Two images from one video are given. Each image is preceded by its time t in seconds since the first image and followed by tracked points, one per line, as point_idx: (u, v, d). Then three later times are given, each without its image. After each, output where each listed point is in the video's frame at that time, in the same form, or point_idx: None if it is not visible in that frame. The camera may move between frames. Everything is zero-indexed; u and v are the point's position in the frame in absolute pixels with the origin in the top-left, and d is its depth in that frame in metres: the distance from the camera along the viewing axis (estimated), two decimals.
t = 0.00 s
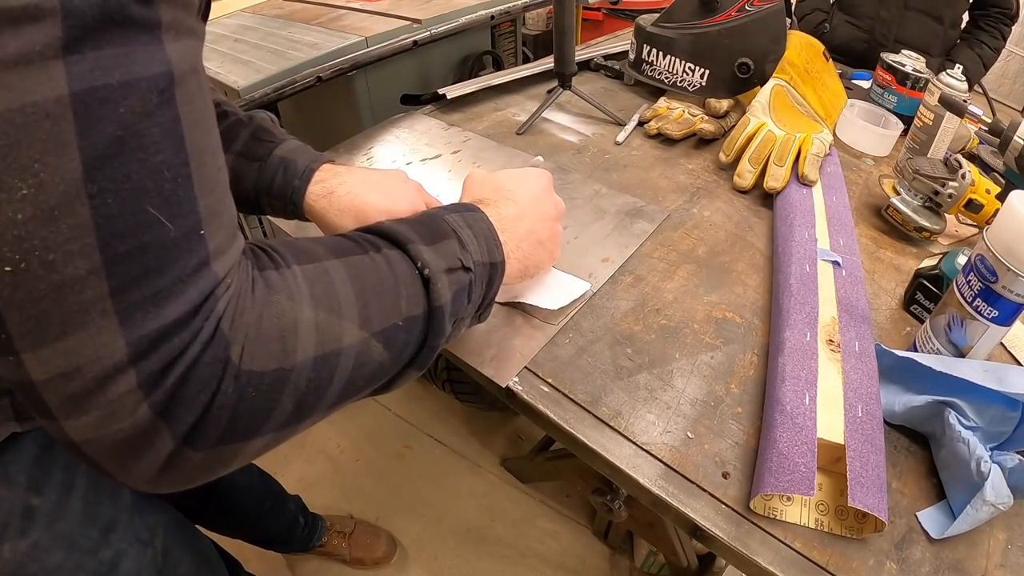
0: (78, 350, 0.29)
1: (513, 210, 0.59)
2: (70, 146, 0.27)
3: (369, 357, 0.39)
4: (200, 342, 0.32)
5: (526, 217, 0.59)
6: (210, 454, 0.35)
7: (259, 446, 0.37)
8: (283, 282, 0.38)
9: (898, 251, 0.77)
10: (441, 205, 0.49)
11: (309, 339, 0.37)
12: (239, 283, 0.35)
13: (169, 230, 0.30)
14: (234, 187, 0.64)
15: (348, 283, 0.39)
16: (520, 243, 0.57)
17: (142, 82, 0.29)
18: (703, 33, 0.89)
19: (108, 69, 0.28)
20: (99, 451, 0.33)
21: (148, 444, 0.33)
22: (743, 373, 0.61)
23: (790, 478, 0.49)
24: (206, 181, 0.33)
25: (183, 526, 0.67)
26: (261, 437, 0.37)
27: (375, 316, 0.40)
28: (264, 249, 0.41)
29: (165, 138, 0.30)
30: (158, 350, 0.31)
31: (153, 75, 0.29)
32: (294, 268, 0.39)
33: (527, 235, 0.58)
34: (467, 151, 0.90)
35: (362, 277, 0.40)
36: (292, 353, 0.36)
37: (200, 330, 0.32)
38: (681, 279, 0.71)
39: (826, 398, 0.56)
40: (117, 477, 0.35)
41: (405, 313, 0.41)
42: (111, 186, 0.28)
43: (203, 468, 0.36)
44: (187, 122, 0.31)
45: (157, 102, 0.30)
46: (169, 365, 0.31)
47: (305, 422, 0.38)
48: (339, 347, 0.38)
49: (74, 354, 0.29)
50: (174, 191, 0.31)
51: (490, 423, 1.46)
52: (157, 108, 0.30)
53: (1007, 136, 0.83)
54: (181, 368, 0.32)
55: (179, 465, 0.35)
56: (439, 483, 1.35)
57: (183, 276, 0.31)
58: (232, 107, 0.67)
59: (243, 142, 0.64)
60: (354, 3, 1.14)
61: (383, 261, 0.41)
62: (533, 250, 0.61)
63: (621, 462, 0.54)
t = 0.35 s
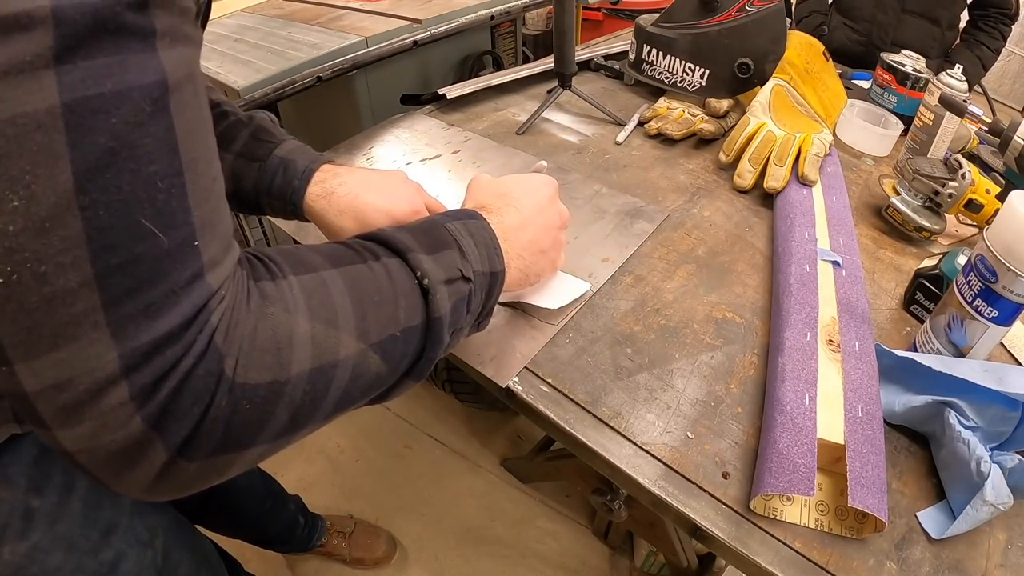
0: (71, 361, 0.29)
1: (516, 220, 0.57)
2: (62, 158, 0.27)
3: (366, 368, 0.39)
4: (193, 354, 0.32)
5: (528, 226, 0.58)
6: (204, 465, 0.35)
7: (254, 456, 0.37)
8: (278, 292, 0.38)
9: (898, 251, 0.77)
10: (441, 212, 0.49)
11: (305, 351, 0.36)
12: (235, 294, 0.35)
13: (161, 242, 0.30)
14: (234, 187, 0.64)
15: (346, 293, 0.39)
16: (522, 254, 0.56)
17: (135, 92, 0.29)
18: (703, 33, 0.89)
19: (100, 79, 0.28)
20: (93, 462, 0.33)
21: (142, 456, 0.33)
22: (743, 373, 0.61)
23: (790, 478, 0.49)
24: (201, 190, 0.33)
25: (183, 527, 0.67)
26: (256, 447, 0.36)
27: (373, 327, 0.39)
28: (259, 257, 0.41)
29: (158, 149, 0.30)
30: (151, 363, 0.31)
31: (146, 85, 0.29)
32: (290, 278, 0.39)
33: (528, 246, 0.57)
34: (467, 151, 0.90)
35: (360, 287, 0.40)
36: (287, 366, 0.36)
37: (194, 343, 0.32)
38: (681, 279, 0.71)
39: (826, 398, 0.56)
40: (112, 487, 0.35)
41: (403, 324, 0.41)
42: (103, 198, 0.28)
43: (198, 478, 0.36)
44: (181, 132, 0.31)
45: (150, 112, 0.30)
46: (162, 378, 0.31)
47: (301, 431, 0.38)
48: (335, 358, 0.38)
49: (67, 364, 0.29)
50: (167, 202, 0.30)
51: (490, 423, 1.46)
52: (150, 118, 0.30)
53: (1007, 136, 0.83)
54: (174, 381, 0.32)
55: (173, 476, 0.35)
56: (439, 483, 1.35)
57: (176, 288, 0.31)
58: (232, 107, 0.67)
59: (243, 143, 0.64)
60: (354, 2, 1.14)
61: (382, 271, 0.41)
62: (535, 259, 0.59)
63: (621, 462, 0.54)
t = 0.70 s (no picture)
0: (70, 364, 0.29)
1: (516, 217, 0.57)
2: (61, 162, 0.27)
3: (364, 368, 0.39)
4: (192, 356, 0.32)
5: (529, 224, 0.58)
6: (203, 465, 0.35)
7: (253, 456, 0.37)
8: (277, 293, 0.38)
9: (898, 251, 0.77)
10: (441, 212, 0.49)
11: (303, 352, 0.36)
12: (233, 295, 0.35)
13: (160, 245, 0.30)
14: (234, 187, 0.64)
15: (345, 294, 0.39)
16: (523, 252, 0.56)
17: (134, 96, 0.29)
18: (703, 33, 0.89)
19: (99, 83, 0.28)
20: (93, 463, 0.33)
21: (141, 456, 0.33)
22: (743, 373, 0.61)
23: (790, 478, 0.49)
24: (200, 193, 0.33)
25: (184, 527, 0.67)
26: (255, 447, 0.36)
27: (371, 327, 0.39)
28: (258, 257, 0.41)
29: (157, 153, 0.30)
30: (150, 365, 0.31)
31: (145, 89, 0.30)
32: (289, 279, 0.39)
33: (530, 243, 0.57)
34: (467, 151, 0.90)
35: (359, 288, 0.40)
36: (285, 367, 0.36)
37: (192, 344, 0.32)
38: (680, 279, 0.71)
39: (826, 399, 0.56)
40: (111, 486, 0.35)
41: (402, 325, 0.41)
42: (103, 202, 0.28)
43: (196, 478, 0.36)
44: (180, 136, 0.31)
45: (149, 115, 0.30)
46: (161, 379, 0.31)
47: (300, 431, 0.38)
48: (333, 359, 0.38)
49: (67, 367, 0.29)
50: (166, 206, 0.30)
51: (490, 423, 1.46)
52: (149, 123, 0.30)
53: (1007, 136, 0.83)
54: (174, 383, 0.32)
55: (172, 476, 0.35)
56: (439, 483, 1.35)
57: (176, 290, 0.31)
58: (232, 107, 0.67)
59: (243, 142, 0.64)
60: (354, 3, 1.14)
61: (381, 271, 0.41)
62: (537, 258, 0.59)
63: (621, 462, 0.54)
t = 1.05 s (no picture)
0: (69, 368, 0.29)
1: (528, 223, 0.57)
2: (59, 166, 0.27)
3: (366, 376, 0.39)
4: (190, 362, 0.32)
5: (542, 231, 0.57)
6: (201, 469, 0.35)
7: (252, 461, 0.37)
8: (278, 299, 0.38)
9: (898, 251, 0.77)
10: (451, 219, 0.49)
11: (304, 358, 0.37)
12: (233, 301, 0.35)
13: (159, 250, 0.30)
14: (234, 187, 0.64)
15: (349, 302, 0.39)
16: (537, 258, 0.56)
17: (132, 100, 0.29)
18: (703, 33, 0.89)
19: (96, 87, 0.28)
20: (92, 465, 0.33)
21: (139, 460, 0.33)
22: (743, 373, 0.61)
23: (790, 478, 0.49)
24: (200, 197, 0.33)
25: (184, 527, 0.68)
26: (255, 453, 0.36)
27: (374, 335, 0.39)
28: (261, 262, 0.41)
29: (155, 156, 0.30)
30: (148, 370, 0.31)
31: (143, 93, 0.30)
32: (291, 285, 0.39)
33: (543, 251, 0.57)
34: (467, 151, 0.90)
35: (363, 295, 0.40)
36: (285, 374, 0.36)
37: (191, 350, 0.32)
38: (680, 279, 0.71)
39: (826, 399, 0.56)
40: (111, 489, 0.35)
41: (406, 333, 0.41)
42: (100, 206, 0.28)
43: (195, 482, 0.36)
44: (179, 140, 0.31)
45: (147, 119, 0.30)
46: (159, 384, 0.31)
47: (299, 438, 0.38)
48: (334, 367, 0.38)
49: (66, 371, 0.29)
50: (165, 210, 0.30)
51: (490, 423, 1.46)
52: (147, 126, 0.30)
53: (1007, 136, 0.83)
54: (171, 388, 0.32)
55: (170, 481, 0.35)
56: (439, 483, 1.35)
57: (174, 296, 0.31)
58: (232, 106, 0.67)
59: (243, 143, 0.64)
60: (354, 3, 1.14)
61: (387, 279, 0.41)
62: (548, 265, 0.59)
63: (621, 462, 0.54)
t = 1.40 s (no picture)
0: (62, 373, 0.29)
1: (539, 230, 0.57)
2: (51, 172, 0.28)
3: (365, 384, 0.39)
4: (183, 369, 0.32)
5: (553, 238, 0.57)
6: (196, 475, 0.35)
7: (250, 466, 0.37)
8: (275, 306, 0.37)
9: (898, 251, 0.77)
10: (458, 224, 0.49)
11: (300, 366, 0.36)
12: (229, 308, 0.35)
13: (152, 256, 0.30)
14: (234, 187, 0.64)
15: (349, 309, 0.39)
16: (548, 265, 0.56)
17: (126, 105, 0.29)
18: (703, 33, 0.89)
19: (91, 92, 0.28)
20: (87, 468, 0.33)
21: (132, 466, 0.33)
22: (743, 373, 0.61)
23: (790, 478, 0.49)
24: (196, 202, 0.33)
25: (184, 527, 0.67)
26: (250, 460, 0.36)
27: (374, 343, 0.39)
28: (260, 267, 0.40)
29: (151, 161, 0.30)
30: (140, 376, 0.31)
31: (138, 97, 0.30)
32: (289, 291, 0.39)
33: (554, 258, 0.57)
34: (467, 151, 0.90)
35: (365, 302, 0.40)
36: (280, 383, 0.35)
37: (183, 356, 0.32)
38: (681, 279, 0.71)
39: (826, 399, 0.56)
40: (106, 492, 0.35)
41: (407, 341, 0.40)
42: (94, 212, 0.28)
43: (190, 487, 0.36)
44: (175, 144, 0.31)
45: (142, 124, 0.30)
46: (152, 391, 0.31)
47: (295, 446, 0.38)
48: (332, 375, 0.37)
49: (59, 375, 0.29)
50: (159, 216, 0.30)
51: (490, 423, 1.46)
52: (142, 131, 0.30)
53: (1007, 136, 0.83)
54: (164, 395, 0.31)
55: (164, 487, 0.35)
56: (439, 483, 1.35)
57: (168, 302, 0.31)
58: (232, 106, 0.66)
59: (243, 142, 0.64)
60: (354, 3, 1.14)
61: (389, 286, 0.41)
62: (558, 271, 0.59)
63: (621, 462, 0.54)
